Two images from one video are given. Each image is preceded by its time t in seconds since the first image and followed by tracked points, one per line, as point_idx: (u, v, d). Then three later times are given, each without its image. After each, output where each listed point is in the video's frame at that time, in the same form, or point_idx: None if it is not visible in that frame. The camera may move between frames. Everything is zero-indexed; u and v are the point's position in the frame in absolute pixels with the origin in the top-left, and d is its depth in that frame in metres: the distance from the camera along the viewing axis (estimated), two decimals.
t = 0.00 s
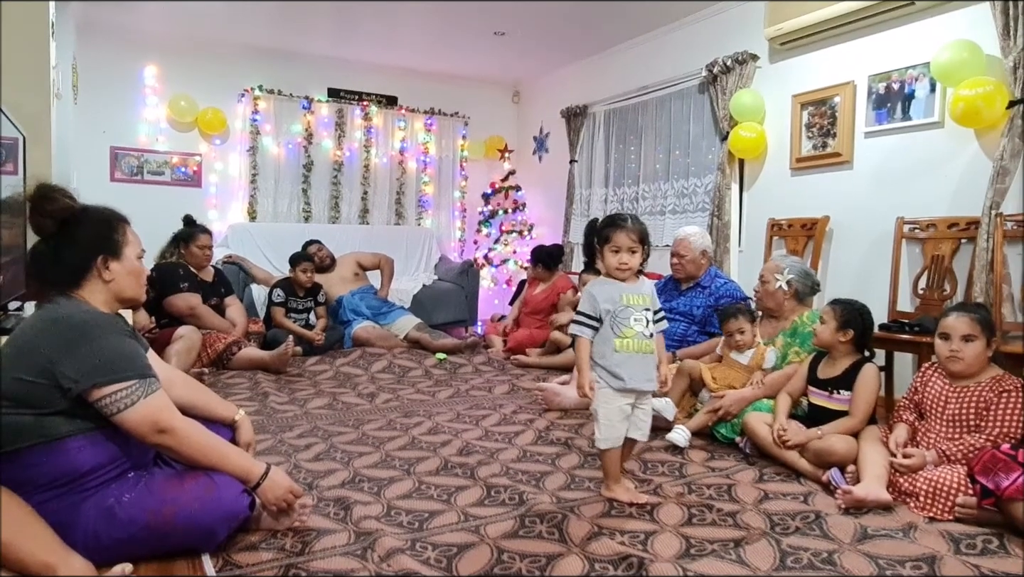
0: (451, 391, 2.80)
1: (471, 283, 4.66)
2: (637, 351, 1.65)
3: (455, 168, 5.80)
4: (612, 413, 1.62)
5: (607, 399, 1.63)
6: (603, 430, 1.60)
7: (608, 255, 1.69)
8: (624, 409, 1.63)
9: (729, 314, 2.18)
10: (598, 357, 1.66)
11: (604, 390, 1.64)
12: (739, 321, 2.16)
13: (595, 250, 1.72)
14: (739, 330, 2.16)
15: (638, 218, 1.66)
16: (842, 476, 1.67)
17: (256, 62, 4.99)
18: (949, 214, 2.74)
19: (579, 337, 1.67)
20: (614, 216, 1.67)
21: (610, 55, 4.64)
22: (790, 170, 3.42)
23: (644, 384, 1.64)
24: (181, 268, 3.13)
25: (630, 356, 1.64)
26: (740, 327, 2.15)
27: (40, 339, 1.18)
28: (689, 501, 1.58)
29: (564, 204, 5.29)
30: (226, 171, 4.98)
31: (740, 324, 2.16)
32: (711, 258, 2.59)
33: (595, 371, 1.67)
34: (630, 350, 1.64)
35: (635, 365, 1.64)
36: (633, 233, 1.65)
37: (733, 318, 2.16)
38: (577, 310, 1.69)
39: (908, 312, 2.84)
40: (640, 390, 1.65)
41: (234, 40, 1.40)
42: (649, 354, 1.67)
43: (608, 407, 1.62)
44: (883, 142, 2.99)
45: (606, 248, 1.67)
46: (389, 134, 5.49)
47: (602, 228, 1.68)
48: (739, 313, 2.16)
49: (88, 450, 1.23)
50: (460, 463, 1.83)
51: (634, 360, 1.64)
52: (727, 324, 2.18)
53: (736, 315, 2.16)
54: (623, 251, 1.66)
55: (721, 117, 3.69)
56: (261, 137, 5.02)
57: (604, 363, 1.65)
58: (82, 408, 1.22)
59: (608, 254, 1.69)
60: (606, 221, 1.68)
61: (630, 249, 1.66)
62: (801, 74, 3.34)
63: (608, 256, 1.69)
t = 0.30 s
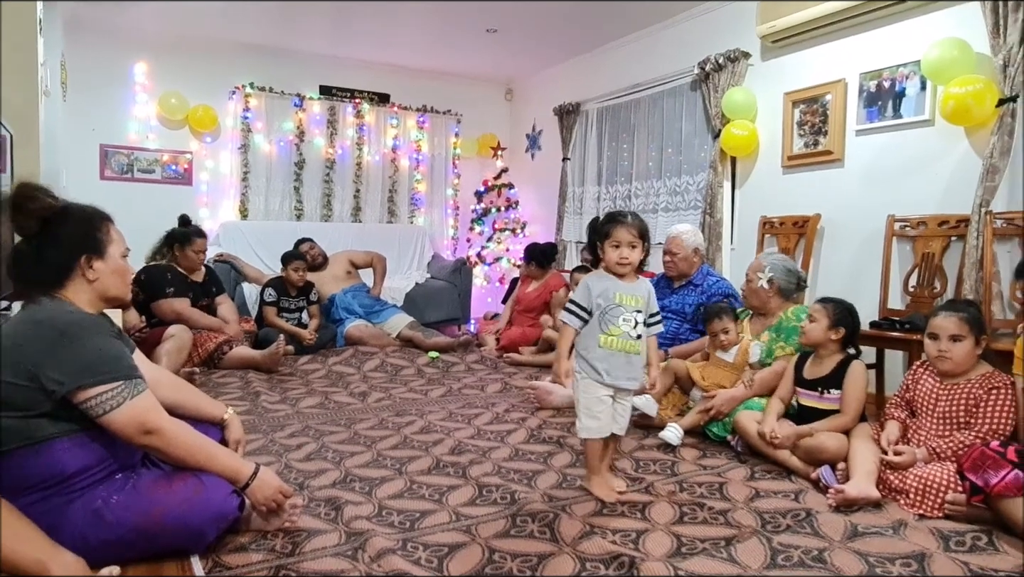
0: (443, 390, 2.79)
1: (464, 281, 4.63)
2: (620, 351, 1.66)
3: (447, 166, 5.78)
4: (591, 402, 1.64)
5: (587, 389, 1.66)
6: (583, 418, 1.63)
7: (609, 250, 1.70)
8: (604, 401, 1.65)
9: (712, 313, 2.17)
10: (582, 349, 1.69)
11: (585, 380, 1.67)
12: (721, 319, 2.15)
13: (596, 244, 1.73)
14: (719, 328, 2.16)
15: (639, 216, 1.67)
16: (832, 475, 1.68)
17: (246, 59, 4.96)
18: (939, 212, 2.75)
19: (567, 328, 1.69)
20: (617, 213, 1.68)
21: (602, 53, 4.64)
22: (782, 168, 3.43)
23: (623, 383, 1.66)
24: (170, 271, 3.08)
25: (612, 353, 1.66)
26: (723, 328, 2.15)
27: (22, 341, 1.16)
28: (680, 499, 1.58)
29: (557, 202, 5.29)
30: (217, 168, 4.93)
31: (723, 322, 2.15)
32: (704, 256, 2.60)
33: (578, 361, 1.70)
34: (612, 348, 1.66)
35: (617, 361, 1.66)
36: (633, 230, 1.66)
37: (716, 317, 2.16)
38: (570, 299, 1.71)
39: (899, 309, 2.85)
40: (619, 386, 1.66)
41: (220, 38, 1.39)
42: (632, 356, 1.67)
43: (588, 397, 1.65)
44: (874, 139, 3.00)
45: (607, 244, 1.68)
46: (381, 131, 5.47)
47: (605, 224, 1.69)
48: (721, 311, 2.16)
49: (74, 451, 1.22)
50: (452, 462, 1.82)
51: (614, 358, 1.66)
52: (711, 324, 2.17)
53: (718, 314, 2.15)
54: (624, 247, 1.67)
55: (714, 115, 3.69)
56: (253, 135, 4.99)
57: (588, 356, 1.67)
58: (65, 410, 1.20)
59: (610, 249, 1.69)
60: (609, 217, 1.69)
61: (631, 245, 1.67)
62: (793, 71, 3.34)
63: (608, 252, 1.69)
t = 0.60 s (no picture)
0: (433, 388, 2.79)
1: (455, 279, 4.63)
2: (595, 354, 1.70)
3: (438, 163, 5.77)
4: (567, 389, 1.76)
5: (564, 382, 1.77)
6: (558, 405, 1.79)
7: (603, 250, 1.71)
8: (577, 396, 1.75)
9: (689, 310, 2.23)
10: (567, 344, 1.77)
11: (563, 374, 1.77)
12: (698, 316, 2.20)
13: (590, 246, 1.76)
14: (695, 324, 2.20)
15: (630, 214, 1.70)
16: (820, 471, 1.68)
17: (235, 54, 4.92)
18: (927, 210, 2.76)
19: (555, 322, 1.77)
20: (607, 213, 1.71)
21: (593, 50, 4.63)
22: (772, 166, 3.44)
23: (599, 383, 1.70)
24: (156, 274, 3.05)
25: (587, 354, 1.71)
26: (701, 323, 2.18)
27: (5, 342, 1.15)
28: (669, 497, 1.59)
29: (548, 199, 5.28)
30: (205, 166, 4.89)
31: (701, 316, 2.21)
32: (694, 254, 2.60)
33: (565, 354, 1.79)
34: (588, 349, 1.70)
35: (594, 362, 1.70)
36: (622, 229, 1.68)
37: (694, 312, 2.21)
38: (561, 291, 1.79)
39: (886, 307, 2.87)
40: (596, 386, 1.71)
41: (205, 35, 1.38)
42: (608, 362, 1.69)
43: (564, 389, 1.77)
44: (863, 137, 3.01)
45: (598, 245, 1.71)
46: (372, 129, 5.45)
47: (597, 224, 1.73)
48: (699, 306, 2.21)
49: (59, 453, 1.20)
50: (441, 461, 1.82)
51: (590, 359, 1.71)
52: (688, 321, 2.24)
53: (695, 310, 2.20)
54: (615, 244, 1.69)
55: (704, 113, 3.70)
56: (242, 132, 4.95)
57: (569, 348, 1.76)
58: (50, 411, 1.19)
59: (602, 249, 1.71)
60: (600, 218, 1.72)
61: (623, 242, 1.68)
62: (782, 69, 3.35)
63: (601, 251, 1.71)
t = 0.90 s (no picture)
0: (426, 387, 2.78)
1: (447, 277, 4.62)
2: (579, 352, 1.73)
3: (430, 161, 5.76)
4: (559, 390, 1.77)
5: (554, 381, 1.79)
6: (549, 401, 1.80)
7: (593, 249, 1.73)
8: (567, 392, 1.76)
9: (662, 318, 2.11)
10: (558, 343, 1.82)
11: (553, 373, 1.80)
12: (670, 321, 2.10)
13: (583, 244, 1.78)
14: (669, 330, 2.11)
15: (622, 215, 1.71)
16: (811, 470, 1.68)
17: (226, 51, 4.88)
18: (918, 210, 2.78)
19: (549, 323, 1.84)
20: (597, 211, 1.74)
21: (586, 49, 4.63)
22: (764, 165, 3.45)
23: (585, 381, 1.72)
24: (145, 273, 3.04)
25: (572, 351, 1.75)
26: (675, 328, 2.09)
27: None
28: (660, 496, 1.59)
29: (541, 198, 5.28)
30: (196, 163, 4.87)
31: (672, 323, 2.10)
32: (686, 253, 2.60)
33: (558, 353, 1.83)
34: (572, 346, 1.75)
35: (581, 359, 1.73)
36: (609, 228, 1.69)
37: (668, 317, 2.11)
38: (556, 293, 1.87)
39: (876, 306, 2.89)
40: (583, 384, 1.73)
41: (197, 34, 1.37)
42: (591, 359, 1.71)
43: (553, 388, 1.79)
44: (854, 138, 3.02)
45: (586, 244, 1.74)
46: (364, 127, 5.43)
47: (589, 223, 1.74)
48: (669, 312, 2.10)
49: (47, 453, 1.19)
50: (433, 460, 1.81)
51: (576, 358, 1.74)
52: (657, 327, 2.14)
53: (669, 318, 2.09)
54: (604, 244, 1.70)
55: (696, 112, 3.71)
56: (233, 129, 4.93)
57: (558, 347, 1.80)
58: (40, 411, 1.18)
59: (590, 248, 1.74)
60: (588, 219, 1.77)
61: (611, 242, 1.70)
62: (774, 69, 3.36)
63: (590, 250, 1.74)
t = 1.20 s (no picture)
0: (413, 386, 2.77)
1: (435, 275, 4.61)
2: (563, 349, 1.73)
3: (418, 159, 5.74)
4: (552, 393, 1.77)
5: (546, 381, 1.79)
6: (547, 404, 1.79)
7: (578, 252, 1.72)
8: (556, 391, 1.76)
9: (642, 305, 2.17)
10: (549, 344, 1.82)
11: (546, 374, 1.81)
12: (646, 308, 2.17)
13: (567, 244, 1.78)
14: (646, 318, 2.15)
15: (605, 216, 1.71)
16: (796, 470, 1.69)
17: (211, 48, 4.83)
18: (903, 208, 2.80)
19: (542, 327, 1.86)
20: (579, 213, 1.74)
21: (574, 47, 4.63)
22: (751, 164, 3.47)
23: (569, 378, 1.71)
24: (129, 271, 2.97)
25: (557, 350, 1.75)
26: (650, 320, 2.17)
27: None
28: (647, 495, 1.59)
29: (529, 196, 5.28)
30: (181, 160, 4.82)
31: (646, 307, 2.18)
32: (672, 252, 2.61)
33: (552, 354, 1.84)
34: (557, 345, 1.75)
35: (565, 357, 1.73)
36: (589, 228, 1.69)
37: (649, 308, 2.16)
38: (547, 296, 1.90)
39: (862, 304, 2.92)
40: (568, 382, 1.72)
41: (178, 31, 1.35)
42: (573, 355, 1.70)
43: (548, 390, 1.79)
44: (840, 137, 3.04)
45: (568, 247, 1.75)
46: (352, 124, 5.40)
47: (573, 224, 1.74)
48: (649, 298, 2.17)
49: (24, 455, 1.17)
50: (419, 460, 1.81)
51: (561, 356, 1.74)
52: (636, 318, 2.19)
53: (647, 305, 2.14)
54: (588, 246, 1.70)
55: (683, 111, 3.72)
56: (219, 126, 4.88)
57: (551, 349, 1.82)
58: (17, 412, 1.17)
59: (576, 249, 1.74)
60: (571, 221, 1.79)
61: (595, 244, 1.70)
62: (760, 68, 3.38)
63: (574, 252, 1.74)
